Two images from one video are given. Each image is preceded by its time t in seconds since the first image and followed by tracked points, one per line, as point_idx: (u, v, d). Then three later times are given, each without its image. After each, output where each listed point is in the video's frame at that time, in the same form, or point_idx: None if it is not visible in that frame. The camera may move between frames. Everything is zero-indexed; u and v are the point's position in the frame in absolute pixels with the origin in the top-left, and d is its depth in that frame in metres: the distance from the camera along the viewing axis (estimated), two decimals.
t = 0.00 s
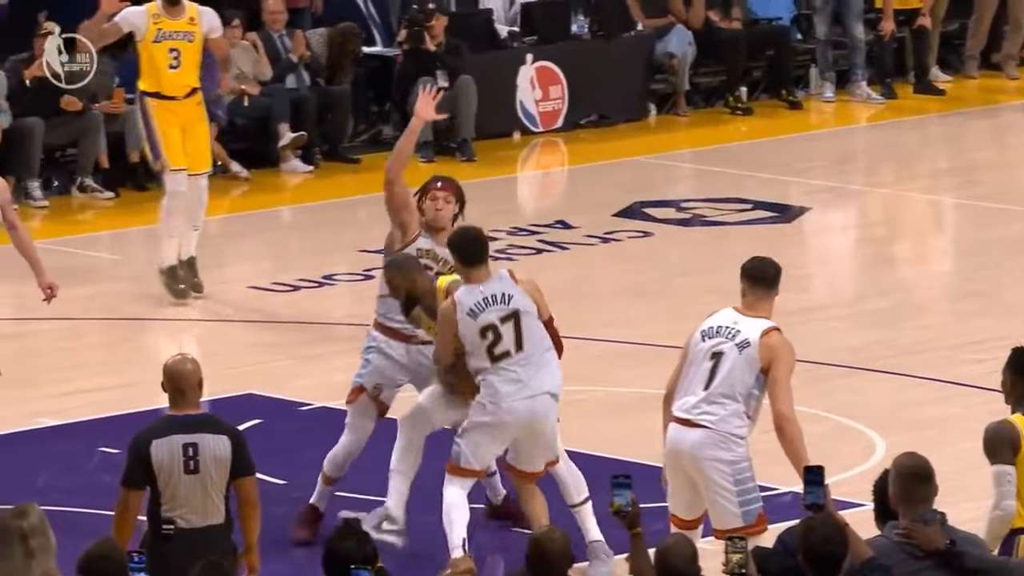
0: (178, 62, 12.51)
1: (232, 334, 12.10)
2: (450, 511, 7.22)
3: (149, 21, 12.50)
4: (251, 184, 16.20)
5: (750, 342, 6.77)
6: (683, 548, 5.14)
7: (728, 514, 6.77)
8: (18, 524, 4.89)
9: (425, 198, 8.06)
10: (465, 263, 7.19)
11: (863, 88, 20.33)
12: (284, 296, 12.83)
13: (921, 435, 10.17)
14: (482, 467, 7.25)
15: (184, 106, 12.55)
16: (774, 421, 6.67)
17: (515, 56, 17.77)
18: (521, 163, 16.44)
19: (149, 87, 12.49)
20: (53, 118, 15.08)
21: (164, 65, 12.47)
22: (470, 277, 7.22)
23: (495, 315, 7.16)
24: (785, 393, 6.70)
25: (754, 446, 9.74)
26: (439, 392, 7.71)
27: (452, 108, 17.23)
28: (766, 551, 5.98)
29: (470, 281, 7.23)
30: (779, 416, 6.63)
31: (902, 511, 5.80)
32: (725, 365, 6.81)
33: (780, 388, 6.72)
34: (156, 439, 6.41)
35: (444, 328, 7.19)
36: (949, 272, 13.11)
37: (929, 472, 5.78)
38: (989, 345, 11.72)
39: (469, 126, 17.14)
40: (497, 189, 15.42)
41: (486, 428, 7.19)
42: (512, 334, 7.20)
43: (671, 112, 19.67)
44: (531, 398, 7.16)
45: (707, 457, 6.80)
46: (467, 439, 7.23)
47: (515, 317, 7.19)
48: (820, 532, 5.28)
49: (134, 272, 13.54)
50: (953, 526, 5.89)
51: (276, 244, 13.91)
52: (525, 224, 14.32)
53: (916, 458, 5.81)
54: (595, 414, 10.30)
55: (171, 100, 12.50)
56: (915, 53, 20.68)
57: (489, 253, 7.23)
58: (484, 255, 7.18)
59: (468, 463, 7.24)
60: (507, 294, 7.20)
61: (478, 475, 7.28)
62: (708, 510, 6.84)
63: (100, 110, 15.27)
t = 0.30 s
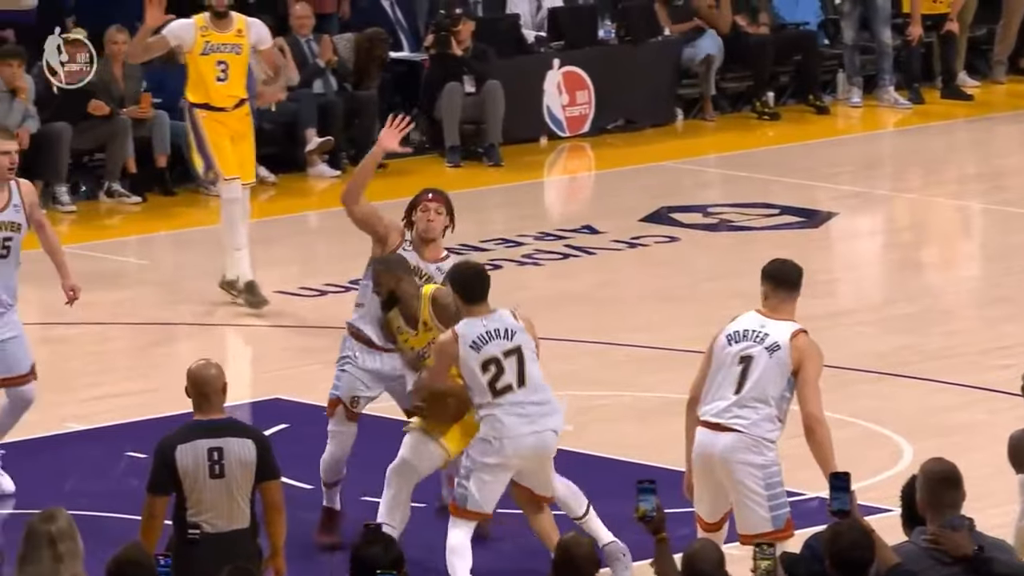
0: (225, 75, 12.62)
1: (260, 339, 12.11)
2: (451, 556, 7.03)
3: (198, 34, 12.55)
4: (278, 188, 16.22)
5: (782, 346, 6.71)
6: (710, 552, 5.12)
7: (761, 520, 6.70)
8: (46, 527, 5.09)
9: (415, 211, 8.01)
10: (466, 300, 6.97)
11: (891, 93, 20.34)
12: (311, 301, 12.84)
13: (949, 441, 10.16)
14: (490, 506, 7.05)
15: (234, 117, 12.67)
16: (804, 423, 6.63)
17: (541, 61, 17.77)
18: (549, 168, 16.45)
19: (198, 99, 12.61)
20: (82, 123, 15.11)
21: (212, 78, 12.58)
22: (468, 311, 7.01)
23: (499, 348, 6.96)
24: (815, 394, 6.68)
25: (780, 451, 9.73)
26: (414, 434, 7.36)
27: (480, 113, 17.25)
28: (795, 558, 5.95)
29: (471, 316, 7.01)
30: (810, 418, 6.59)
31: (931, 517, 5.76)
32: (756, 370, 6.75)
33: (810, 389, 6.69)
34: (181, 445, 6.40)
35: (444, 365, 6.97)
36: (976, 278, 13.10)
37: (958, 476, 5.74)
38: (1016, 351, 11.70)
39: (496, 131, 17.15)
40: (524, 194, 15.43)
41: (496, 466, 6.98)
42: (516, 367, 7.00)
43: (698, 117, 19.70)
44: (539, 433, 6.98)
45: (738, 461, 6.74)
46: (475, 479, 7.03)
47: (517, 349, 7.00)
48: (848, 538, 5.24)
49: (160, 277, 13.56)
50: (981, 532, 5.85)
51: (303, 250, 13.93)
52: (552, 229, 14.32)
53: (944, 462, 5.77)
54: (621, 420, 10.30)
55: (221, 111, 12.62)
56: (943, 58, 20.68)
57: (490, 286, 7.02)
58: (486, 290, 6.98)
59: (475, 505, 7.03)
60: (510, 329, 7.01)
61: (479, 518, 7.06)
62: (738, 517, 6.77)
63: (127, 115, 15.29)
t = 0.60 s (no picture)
0: (274, 95, 12.59)
1: (287, 342, 12.11)
2: (466, 557, 7.24)
3: (246, 54, 12.54)
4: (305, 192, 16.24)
5: (810, 346, 6.71)
6: (739, 556, 5.11)
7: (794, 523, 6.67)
8: (74, 530, 5.08)
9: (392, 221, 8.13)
10: (472, 316, 6.96)
11: (919, 96, 20.35)
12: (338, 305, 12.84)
13: (977, 445, 10.14)
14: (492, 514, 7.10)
15: (287, 135, 12.63)
16: (832, 421, 6.64)
17: (568, 65, 17.76)
18: (576, 171, 16.44)
19: (249, 118, 12.58)
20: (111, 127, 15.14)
21: (261, 97, 12.56)
22: (472, 326, 7.00)
23: (503, 362, 6.97)
24: (842, 394, 6.69)
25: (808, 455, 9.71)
26: (401, 439, 7.60)
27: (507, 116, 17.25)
28: (823, 560, 5.92)
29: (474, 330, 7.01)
30: (838, 416, 6.62)
31: (959, 520, 5.72)
32: (785, 370, 6.74)
33: (837, 389, 6.71)
34: (207, 448, 6.38)
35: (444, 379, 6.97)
36: (1004, 281, 13.07)
37: (987, 480, 5.70)
38: None
39: (524, 134, 17.15)
40: (551, 198, 15.42)
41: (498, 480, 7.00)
42: (519, 380, 7.02)
43: (726, 120, 19.72)
44: (547, 452, 6.99)
45: (770, 464, 6.72)
46: (481, 492, 7.06)
47: (520, 363, 7.01)
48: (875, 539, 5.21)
49: (187, 280, 13.58)
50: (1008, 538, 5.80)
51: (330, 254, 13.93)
52: (579, 233, 14.31)
53: (972, 466, 5.73)
54: (648, 424, 10.28)
55: (272, 129, 12.60)
56: (971, 62, 20.66)
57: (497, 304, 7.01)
58: (493, 309, 6.96)
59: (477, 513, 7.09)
60: (514, 345, 7.01)
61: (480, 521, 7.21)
62: (770, 520, 6.74)
63: (155, 118, 15.31)
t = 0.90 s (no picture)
0: (320, 105, 12.60)
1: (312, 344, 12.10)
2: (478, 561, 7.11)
3: (288, 67, 12.56)
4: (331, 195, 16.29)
5: (831, 344, 6.72)
6: (762, 558, 5.10)
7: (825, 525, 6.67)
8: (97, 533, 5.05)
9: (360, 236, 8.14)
10: (478, 317, 7.02)
11: (943, 98, 20.36)
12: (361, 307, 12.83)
13: (1002, 448, 10.12)
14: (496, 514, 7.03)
15: (335, 146, 12.65)
16: (854, 419, 6.65)
17: (593, 67, 17.76)
18: (600, 173, 16.44)
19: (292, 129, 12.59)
20: (136, 130, 15.16)
21: (307, 109, 12.57)
22: (477, 329, 7.06)
23: (504, 364, 7.01)
24: (862, 389, 6.73)
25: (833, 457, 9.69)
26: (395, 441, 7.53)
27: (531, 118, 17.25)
28: (848, 564, 5.89)
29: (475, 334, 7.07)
30: (862, 413, 6.64)
31: (983, 523, 5.69)
32: (808, 372, 6.74)
33: (857, 388, 6.74)
34: (230, 450, 6.38)
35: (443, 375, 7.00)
36: None
37: (1012, 482, 5.67)
38: None
39: (548, 136, 17.16)
40: (576, 199, 15.43)
41: (497, 479, 6.96)
42: (520, 383, 7.04)
43: (750, 122, 19.72)
44: (551, 454, 6.99)
45: (802, 467, 6.70)
46: (482, 495, 7.01)
47: (520, 367, 7.05)
48: (900, 542, 5.18)
49: (212, 281, 13.60)
50: None
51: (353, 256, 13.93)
52: (603, 234, 14.31)
53: (997, 468, 5.70)
54: (671, 426, 10.27)
55: (319, 138, 12.61)
56: (996, 64, 20.67)
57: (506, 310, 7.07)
58: (503, 313, 7.02)
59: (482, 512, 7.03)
60: (517, 353, 7.05)
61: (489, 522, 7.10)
62: (798, 522, 6.73)
63: (180, 120, 15.33)
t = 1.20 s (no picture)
0: (358, 105, 13.15)
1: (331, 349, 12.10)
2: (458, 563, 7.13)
3: (327, 69, 13.12)
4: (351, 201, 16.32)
5: (849, 346, 6.80)
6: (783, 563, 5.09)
7: (854, 530, 6.72)
8: (120, 538, 5.03)
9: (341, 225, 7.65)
10: (479, 320, 7.05)
11: (964, 104, 20.37)
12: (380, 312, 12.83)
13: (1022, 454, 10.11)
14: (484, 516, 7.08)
15: (370, 147, 13.12)
16: (874, 419, 6.75)
17: (614, 73, 17.77)
18: (620, 179, 16.43)
19: (332, 130, 13.12)
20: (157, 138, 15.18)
21: (346, 110, 13.14)
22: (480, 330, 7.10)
23: (500, 366, 7.06)
24: (878, 392, 6.86)
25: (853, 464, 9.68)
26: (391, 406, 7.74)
27: (551, 124, 17.24)
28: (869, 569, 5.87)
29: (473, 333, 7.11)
30: (882, 411, 6.76)
31: (1004, 530, 5.67)
32: (830, 374, 6.78)
33: (873, 390, 6.84)
34: (251, 455, 6.37)
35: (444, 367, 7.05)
36: None
37: None
38: None
39: (568, 142, 17.16)
40: (596, 205, 15.42)
41: (485, 477, 6.99)
42: (515, 388, 7.09)
43: (770, 128, 19.72)
44: (542, 458, 7.03)
45: (831, 473, 6.74)
46: (469, 492, 7.04)
47: (517, 373, 7.10)
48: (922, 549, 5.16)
49: (234, 287, 13.60)
50: None
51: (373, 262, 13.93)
52: (624, 240, 14.31)
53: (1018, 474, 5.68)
54: (691, 432, 10.26)
55: (357, 138, 13.12)
56: (1017, 70, 20.66)
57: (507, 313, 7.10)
58: (504, 316, 7.04)
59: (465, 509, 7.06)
60: (513, 359, 7.11)
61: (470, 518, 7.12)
62: (823, 528, 6.77)
63: (201, 126, 15.38)
